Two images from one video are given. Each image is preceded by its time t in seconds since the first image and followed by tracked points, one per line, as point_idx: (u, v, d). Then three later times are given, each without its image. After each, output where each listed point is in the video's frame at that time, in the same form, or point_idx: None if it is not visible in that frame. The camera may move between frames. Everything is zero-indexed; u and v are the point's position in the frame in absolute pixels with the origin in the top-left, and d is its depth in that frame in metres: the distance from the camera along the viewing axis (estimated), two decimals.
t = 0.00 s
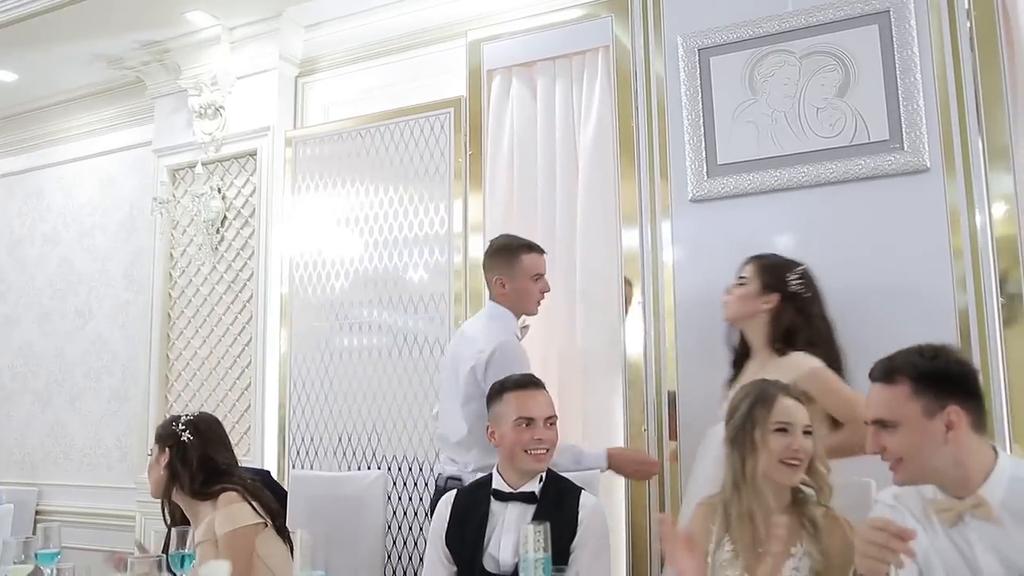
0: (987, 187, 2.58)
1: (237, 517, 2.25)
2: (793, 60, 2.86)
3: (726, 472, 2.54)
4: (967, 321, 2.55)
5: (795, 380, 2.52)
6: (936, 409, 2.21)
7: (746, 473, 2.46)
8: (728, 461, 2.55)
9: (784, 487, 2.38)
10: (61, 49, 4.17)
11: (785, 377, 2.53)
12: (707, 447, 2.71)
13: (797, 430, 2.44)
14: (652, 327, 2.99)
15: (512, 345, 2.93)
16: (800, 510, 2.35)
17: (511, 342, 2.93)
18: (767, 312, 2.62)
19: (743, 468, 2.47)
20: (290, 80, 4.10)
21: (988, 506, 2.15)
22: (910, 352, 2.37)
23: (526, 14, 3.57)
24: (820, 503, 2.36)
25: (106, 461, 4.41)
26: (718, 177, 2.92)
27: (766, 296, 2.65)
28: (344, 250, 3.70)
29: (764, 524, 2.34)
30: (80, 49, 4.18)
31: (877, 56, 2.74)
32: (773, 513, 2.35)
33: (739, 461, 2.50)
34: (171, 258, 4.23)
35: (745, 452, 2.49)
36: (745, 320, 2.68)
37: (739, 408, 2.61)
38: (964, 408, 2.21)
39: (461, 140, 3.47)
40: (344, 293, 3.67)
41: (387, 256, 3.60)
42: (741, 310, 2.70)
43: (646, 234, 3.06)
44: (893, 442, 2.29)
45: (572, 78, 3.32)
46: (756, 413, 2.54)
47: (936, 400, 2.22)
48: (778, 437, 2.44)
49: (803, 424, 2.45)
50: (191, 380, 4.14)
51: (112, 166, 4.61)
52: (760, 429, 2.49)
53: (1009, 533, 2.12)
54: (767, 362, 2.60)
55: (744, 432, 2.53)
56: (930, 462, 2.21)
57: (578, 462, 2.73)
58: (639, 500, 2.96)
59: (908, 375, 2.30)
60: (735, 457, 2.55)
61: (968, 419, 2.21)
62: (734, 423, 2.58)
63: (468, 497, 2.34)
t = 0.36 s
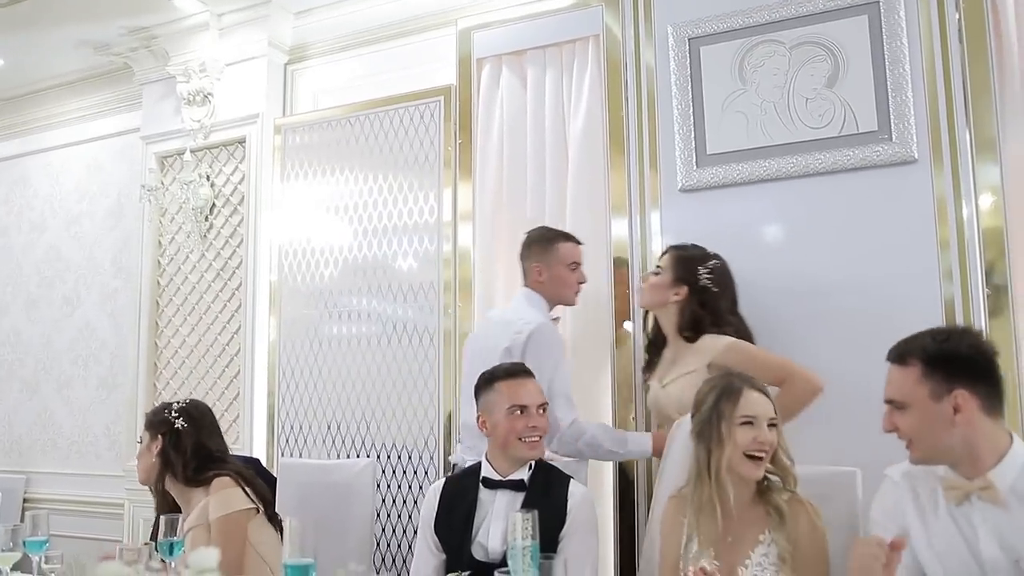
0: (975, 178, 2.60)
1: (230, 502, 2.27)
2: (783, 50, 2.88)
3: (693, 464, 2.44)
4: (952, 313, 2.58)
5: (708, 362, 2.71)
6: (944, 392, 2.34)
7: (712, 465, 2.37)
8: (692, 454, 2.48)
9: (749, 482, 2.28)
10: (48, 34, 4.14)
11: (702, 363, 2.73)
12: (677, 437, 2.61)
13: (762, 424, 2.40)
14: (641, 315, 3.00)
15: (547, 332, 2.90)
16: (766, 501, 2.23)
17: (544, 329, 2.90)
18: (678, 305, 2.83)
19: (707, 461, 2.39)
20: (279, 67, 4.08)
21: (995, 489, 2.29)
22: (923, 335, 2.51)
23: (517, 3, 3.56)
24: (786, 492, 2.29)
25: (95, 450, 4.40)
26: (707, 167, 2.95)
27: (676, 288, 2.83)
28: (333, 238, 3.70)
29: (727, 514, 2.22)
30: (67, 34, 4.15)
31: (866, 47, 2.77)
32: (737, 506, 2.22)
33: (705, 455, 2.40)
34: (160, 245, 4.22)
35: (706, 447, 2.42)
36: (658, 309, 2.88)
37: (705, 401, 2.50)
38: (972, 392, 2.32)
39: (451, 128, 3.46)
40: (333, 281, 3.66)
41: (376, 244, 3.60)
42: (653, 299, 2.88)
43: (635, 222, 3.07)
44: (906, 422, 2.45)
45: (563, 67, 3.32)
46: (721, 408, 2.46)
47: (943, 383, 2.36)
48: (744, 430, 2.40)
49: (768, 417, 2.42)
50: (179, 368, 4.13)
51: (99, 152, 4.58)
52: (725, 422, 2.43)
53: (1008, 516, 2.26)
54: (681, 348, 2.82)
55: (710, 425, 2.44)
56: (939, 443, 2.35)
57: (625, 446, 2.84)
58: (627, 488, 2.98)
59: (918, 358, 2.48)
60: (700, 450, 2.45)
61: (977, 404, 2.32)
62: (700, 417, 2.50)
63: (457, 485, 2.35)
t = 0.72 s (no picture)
0: (968, 171, 2.62)
1: (235, 490, 2.29)
2: (778, 43, 2.90)
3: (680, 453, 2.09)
4: (946, 305, 2.62)
5: (687, 358, 2.71)
6: (979, 373, 1.70)
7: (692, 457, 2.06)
8: (680, 444, 2.48)
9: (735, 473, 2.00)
10: (43, 25, 4.13)
11: (682, 358, 2.73)
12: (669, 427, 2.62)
13: (752, 415, 2.01)
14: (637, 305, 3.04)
15: (575, 323, 2.87)
16: (752, 488, 2.03)
17: (569, 320, 2.86)
18: (660, 302, 2.82)
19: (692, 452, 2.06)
20: (275, 58, 4.09)
21: (1016, 473, 1.69)
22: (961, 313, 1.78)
23: None
24: (774, 480, 2.03)
25: (92, 440, 4.41)
26: (702, 159, 2.97)
27: (658, 287, 2.81)
28: (330, 229, 3.70)
29: (713, 503, 2.02)
30: (63, 25, 4.15)
31: (860, 40, 2.79)
32: (724, 496, 2.02)
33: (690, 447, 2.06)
34: (156, 237, 4.22)
35: (695, 439, 2.05)
36: (641, 303, 2.87)
37: (697, 391, 2.09)
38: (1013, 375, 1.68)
39: (447, 120, 3.47)
40: (330, 272, 3.67)
41: (373, 236, 3.61)
42: (636, 294, 2.86)
43: (630, 213, 3.08)
44: (941, 410, 1.74)
45: (559, 60, 3.32)
46: (711, 399, 2.04)
47: (980, 365, 1.70)
48: (733, 423, 2.01)
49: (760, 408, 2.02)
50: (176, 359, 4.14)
51: (96, 143, 4.58)
52: (712, 414, 2.03)
53: None
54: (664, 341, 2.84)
55: (699, 416, 2.05)
56: (970, 430, 1.72)
57: (636, 436, 2.82)
58: (622, 476, 3.01)
59: (955, 341, 1.73)
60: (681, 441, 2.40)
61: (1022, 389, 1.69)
62: (688, 406, 2.10)
63: (453, 476, 2.37)
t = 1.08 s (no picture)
0: (961, 163, 2.65)
1: (248, 479, 2.34)
2: (772, 36, 2.91)
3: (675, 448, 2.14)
4: (938, 296, 2.64)
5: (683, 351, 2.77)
6: (912, 386, 1.75)
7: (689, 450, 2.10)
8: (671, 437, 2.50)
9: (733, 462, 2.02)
10: (39, 15, 4.13)
11: (679, 350, 2.79)
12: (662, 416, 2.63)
13: (747, 408, 2.06)
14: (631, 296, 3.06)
15: (584, 314, 2.89)
16: (748, 478, 2.03)
17: (577, 310, 2.88)
18: (655, 294, 2.86)
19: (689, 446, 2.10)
20: (271, 49, 4.09)
21: (961, 478, 1.74)
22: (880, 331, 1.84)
23: None
24: (769, 470, 2.05)
25: (89, 430, 4.43)
26: (697, 151, 2.99)
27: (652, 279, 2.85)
28: (327, 220, 3.72)
29: (707, 496, 2.03)
30: (60, 15, 4.15)
31: (854, 33, 2.81)
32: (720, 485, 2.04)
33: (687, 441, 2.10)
34: (153, 228, 4.24)
35: (691, 432, 2.09)
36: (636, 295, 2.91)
37: (688, 387, 2.14)
38: (942, 383, 1.75)
39: (443, 112, 3.48)
40: (327, 263, 3.69)
41: (369, 227, 3.62)
42: (631, 286, 2.90)
43: (625, 204, 3.10)
44: (878, 426, 1.78)
45: (555, 51, 3.33)
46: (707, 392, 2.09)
47: (913, 378, 1.75)
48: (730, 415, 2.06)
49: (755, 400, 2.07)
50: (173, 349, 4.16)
51: (93, 133, 4.58)
52: (709, 407, 2.08)
53: (982, 504, 1.72)
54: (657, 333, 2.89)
55: (695, 410, 2.10)
56: (912, 442, 1.76)
57: (636, 426, 2.83)
58: (617, 465, 3.04)
59: (883, 358, 1.78)
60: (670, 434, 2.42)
61: (947, 396, 1.77)
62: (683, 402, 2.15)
63: (449, 466, 2.39)
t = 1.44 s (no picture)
0: (956, 155, 2.66)
1: (272, 468, 2.42)
2: (769, 27, 2.92)
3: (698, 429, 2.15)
4: (932, 286, 2.66)
5: (715, 330, 2.78)
6: (831, 398, 1.69)
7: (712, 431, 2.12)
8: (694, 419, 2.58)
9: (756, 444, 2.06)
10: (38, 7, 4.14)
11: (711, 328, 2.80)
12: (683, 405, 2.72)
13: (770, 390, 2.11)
14: (628, 287, 3.08)
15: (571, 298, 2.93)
16: (769, 470, 2.07)
17: (564, 296, 2.93)
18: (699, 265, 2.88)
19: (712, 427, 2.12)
20: (270, 41, 4.10)
21: (898, 481, 1.74)
22: (794, 346, 1.77)
23: None
24: (789, 464, 2.09)
25: (90, 419, 4.46)
26: (694, 142, 3.01)
27: (693, 249, 2.87)
28: (325, 210, 3.73)
29: (728, 482, 2.06)
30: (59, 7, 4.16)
31: (850, 25, 2.82)
32: (741, 470, 2.06)
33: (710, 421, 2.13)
34: (153, 218, 4.25)
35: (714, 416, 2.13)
36: (676, 275, 2.92)
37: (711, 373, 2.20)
38: (862, 392, 1.70)
39: (441, 102, 3.49)
40: (326, 253, 3.71)
41: (368, 217, 3.64)
42: (671, 267, 2.91)
43: (622, 194, 3.11)
44: (804, 443, 1.71)
45: (552, 42, 3.34)
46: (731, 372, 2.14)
47: (831, 391, 1.69)
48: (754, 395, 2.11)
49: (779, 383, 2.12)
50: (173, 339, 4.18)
51: (92, 124, 4.60)
52: (733, 387, 2.12)
53: (923, 504, 1.74)
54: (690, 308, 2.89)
55: (719, 391, 2.14)
56: (840, 453, 1.72)
57: (648, 409, 2.87)
58: (614, 454, 3.07)
59: (801, 374, 1.71)
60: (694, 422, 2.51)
61: (867, 402, 1.72)
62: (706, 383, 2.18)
63: (448, 455, 2.41)
